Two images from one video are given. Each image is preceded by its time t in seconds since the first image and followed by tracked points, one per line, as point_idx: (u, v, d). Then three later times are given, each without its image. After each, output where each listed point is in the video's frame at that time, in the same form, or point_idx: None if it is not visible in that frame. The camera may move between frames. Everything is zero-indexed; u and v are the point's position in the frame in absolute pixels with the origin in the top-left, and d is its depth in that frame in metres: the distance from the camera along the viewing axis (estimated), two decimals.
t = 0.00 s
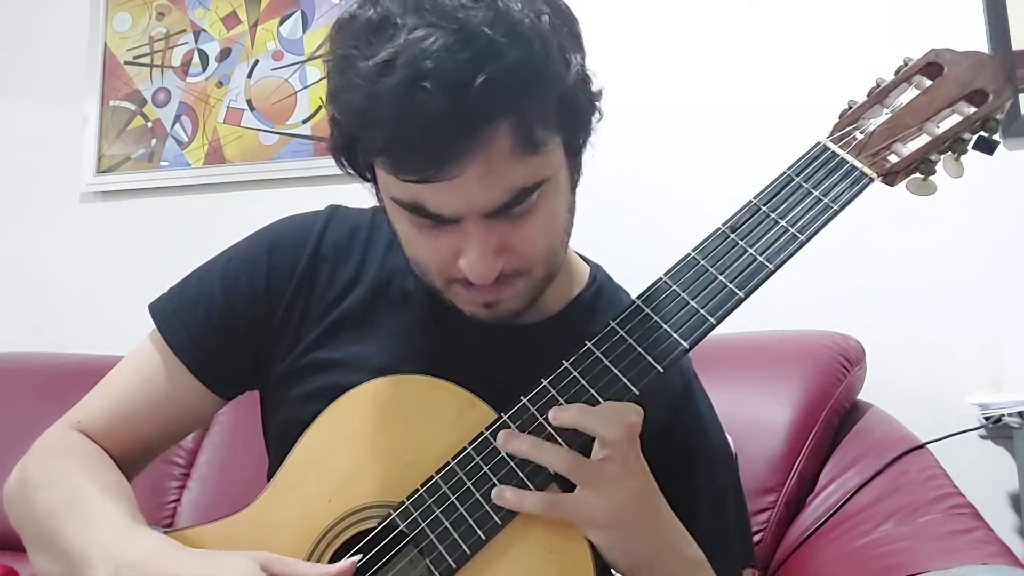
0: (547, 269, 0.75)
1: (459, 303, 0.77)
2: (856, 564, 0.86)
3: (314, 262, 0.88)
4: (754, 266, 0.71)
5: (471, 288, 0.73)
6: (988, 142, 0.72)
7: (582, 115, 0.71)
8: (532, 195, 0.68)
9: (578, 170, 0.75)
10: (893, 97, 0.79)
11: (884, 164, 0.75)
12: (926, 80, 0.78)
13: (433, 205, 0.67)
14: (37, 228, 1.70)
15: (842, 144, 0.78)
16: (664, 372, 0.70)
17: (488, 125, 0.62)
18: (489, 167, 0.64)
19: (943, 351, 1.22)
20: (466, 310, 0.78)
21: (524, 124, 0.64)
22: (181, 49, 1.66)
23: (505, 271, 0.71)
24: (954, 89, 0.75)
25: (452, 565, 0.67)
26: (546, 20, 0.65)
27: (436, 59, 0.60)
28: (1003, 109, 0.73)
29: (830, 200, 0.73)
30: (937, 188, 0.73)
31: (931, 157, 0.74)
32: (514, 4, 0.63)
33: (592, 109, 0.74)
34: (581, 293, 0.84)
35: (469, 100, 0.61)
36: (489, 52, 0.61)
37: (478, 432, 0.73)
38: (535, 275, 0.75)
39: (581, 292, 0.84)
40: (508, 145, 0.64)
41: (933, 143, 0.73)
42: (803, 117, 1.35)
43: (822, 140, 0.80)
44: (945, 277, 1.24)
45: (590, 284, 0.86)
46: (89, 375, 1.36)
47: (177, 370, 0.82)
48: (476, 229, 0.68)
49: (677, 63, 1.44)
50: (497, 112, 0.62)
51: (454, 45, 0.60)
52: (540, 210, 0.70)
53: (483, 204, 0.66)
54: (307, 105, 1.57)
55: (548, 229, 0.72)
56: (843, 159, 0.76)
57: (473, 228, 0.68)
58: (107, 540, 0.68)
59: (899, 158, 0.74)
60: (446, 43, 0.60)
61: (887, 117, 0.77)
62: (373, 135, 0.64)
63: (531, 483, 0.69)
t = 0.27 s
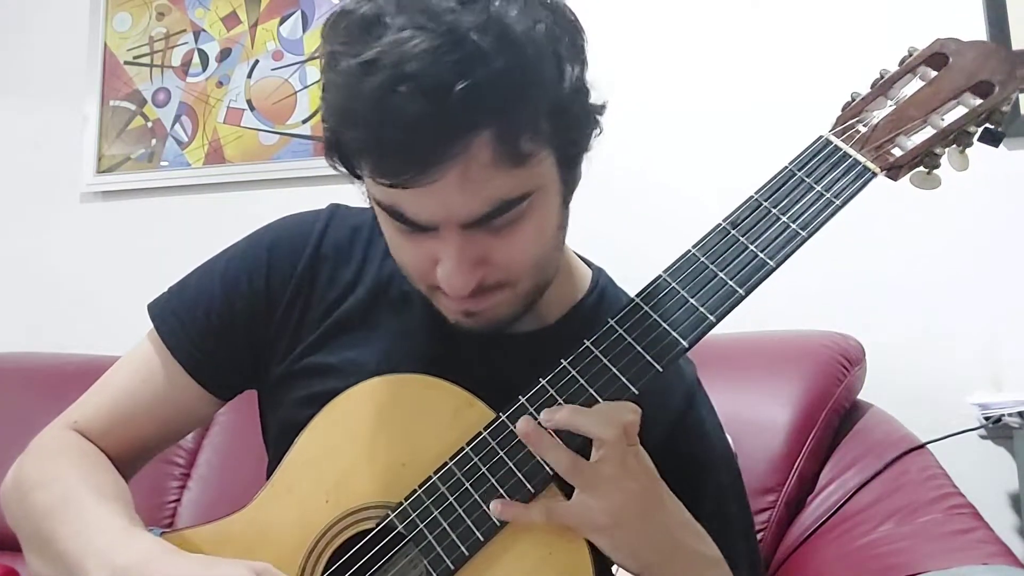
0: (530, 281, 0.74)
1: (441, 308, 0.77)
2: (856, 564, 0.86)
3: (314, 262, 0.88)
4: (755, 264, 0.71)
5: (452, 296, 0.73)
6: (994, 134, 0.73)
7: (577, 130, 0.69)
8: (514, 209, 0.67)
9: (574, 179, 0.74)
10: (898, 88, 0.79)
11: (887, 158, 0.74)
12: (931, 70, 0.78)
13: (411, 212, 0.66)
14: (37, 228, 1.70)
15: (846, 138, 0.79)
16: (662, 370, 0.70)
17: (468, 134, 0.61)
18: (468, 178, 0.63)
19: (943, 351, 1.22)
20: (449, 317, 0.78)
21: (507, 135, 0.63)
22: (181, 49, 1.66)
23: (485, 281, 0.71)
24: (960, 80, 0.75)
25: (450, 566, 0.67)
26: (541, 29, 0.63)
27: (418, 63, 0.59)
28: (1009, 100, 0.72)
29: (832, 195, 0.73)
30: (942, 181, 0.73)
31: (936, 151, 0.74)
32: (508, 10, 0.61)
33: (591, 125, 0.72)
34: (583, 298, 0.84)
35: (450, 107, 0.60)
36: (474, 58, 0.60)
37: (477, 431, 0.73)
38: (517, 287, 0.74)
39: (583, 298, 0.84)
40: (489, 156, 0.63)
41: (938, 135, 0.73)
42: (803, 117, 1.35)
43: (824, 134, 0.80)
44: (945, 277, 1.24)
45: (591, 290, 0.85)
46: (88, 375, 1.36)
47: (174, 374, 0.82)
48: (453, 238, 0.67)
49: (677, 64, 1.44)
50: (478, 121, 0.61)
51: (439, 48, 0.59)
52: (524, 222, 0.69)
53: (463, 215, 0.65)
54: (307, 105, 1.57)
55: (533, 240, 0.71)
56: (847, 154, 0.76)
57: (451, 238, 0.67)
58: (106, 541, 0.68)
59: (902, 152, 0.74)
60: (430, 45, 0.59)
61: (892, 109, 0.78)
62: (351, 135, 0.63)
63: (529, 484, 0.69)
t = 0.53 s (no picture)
0: (513, 297, 0.74)
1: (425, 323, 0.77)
2: (857, 564, 0.86)
3: (313, 260, 0.88)
4: (752, 260, 0.71)
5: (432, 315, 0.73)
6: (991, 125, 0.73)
7: (557, 147, 0.68)
8: (489, 228, 0.66)
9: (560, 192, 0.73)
10: (894, 80, 0.79)
11: (884, 151, 0.74)
12: (926, 61, 0.78)
13: (387, 232, 0.66)
14: (37, 228, 1.70)
15: (841, 131, 0.78)
16: (659, 368, 0.70)
17: (438, 158, 0.61)
18: (437, 198, 0.62)
19: (943, 351, 1.22)
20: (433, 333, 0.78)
21: (481, 160, 0.62)
22: (181, 49, 1.66)
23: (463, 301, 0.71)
24: (956, 72, 0.75)
25: (447, 566, 0.68)
26: (516, 48, 0.62)
27: (386, 85, 0.58)
28: (1006, 92, 0.73)
29: (828, 188, 0.73)
30: (938, 174, 0.74)
31: (933, 142, 0.74)
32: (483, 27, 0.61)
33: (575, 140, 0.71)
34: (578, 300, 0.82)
35: (419, 130, 0.59)
36: (445, 80, 0.59)
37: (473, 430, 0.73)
38: (499, 304, 0.73)
39: (579, 299, 0.82)
40: (462, 180, 0.62)
41: (935, 128, 0.73)
42: (803, 117, 1.35)
43: (820, 127, 0.79)
44: (945, 276, 1.24)
45: (589, 291, 0.84)
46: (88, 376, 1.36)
47: (173, 373, 0.82)
48: (427, 258, 0.66)
49: (677, 64, 1.44)
50: (449, 145, 0.60)
51: (409, 69, 0.58)
52: (502, 241, 0.68)
53: (436, 236, 0.64)
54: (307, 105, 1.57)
55: (512, 261, 0.70)
56: (844, 147, 0.76)
57: (426, 259, 0.67)
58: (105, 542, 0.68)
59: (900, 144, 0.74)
60: (399, 68, 0.58)
61: (887, 101, 0.77)
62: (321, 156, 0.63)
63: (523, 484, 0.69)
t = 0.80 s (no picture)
0: (550, 269, 0.75)
1: (457, 302, 0.77)
2: (856, 564, 0.86)
3: (312, 260, 0.89)
4: (750, 261, 0.71)
5: (474, 284, 0.73)
6: (990, 122, 0.73)
7: (595, 113, 0.72)
8: (547, 189, 0.69)
9: (583, 166, 0.76)
10: (893, 76, 0.79)
11: (883, 148, 0.75)
12: (927, 57, 0.78)
13: (448, 191, 0.67)
14: (37, 228, 1.70)
15: (839, 128, 0.78)
16: (655, 370, 0.70)
17: (509, 108, 0.64)
18: (508, 156, 0.65)
19: (942, 351, 1.22)
20: (463, 311, 0.78)
21: (546, 115, 0.66)
22: (181, 49, 1.66)
23: (514, 267, 0.72)
24: (956, 67, 0.75)
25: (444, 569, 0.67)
26: (567, 8, 0.66)
27: (461, 35, 0.61)
28: (1006, 88, 0.72)
29: (827, 188, 0.73)
30: (936, 172, 0.73)
31: (932, 140, 0.74)
32: None
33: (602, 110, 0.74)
34: (575, 283, 0.86)
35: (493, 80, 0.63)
36: (515, 33, 0.62)
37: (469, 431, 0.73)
38: (540, 274, 0.75)
39: (574, 284, 0.86)
40: (529, 134, 0.65)
41: (935, 125, 0.73)
42: (803, 117, 1.35)
43: (819, 125, 0.79)
44: (944, 276, 1.24)
45: (582, 277, 0.88)
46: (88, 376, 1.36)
47: (173, 372, 0.82)
48: (487, 218, 0.68)
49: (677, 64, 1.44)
50: (520, 97, 0.64)
51: (482, 23, 0.61)
52: (552, 203, 0.71)
53: (502, 193, 0.67)
54: (307, 105, 1.57)
55: (558, 223, 0.73)
56: (842, 145, 0.76)
57: (485, 220, 0.69)
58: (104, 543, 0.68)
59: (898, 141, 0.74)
60: (473, 18, 0.61)
61: (887, 98, 0.78)
62: (391, 112, 0.65)
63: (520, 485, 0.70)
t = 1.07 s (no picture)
0: (558, 268, 0.75)
1: (466, 301, 0.76)
2: (857, 564, 0.86)
3: (311, 260, 0.89)
4: (753, 263, 0.71)
5: (486, 285, 0.73)
6: (990, 127, 0.73)
7: (602, 113, 0.73)
8: (558, 189, 0.70)
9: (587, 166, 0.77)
10: (893, 82, 0.79)
11: (883, 153, 0.75)
12: (926, 63, 0.77)
13: (461, 196, 0.67)
14: (37, 228, 1.70)
15: (840, 133, 0.78)
16: (658, 370, 0.70)
17: (523, 113, 0.64)
18: (520, 158, 0.65)
19: (942, 351, 1.22)
20: (471, 309, 0.77)
21: (558, 119, 0.66)
22: (181, 49, 1.66)
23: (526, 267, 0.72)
24: (955, 73, 0.75)
25: (448, 569, 0.67)
26: (575, 14, 0.68)
27: (477, 43, 0.61)
28: (1004, 94, 0.72)
29: (828, 191, 0.73)
30: (938, 176, 0.73)
31: (932, 145, 0.74)
32: None
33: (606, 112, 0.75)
34: (577, 283, 0.86)
35: (508, 86, 0.63)
36: (529, 40, 0.63)
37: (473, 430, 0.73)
38: (549, 274, 0.75)
39: (576, 283, 0.86)
40: (541, 138, 0.65)
41: (934, 130, 0.73)
42: (802, 117, 1.35)
43: (820, 129, 0.80)
44: (945, 276, 1.24)
45: (584, 276, 0.88)
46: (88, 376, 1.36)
47: (173, 373, 0.82)
48: (501, 221, 0.68)
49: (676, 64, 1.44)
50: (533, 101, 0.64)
51: (497, 30, 0.62)
52: (562, 202, 0.71)
53: (514, 196, 0.67)
54: (307, 105, 1.57)
55: (568, 222, 0.73)
56: (842, 149, 0.76)
57: (498, 223, 0.68)
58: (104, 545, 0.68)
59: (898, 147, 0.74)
60: (488, 26, 0.62)
61: (887, 103, 0.77)
62: (405, 118, 0.65)
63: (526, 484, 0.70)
